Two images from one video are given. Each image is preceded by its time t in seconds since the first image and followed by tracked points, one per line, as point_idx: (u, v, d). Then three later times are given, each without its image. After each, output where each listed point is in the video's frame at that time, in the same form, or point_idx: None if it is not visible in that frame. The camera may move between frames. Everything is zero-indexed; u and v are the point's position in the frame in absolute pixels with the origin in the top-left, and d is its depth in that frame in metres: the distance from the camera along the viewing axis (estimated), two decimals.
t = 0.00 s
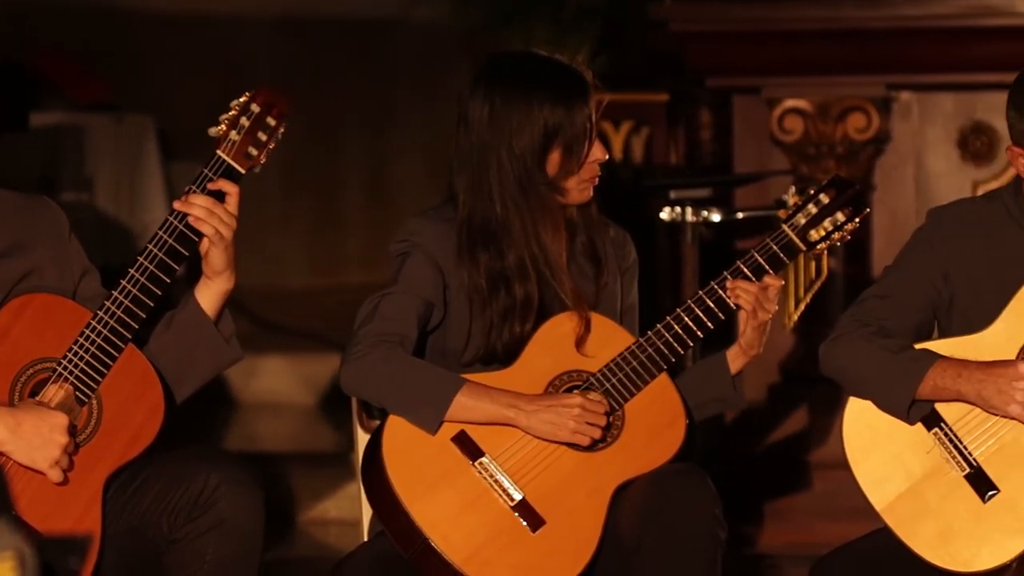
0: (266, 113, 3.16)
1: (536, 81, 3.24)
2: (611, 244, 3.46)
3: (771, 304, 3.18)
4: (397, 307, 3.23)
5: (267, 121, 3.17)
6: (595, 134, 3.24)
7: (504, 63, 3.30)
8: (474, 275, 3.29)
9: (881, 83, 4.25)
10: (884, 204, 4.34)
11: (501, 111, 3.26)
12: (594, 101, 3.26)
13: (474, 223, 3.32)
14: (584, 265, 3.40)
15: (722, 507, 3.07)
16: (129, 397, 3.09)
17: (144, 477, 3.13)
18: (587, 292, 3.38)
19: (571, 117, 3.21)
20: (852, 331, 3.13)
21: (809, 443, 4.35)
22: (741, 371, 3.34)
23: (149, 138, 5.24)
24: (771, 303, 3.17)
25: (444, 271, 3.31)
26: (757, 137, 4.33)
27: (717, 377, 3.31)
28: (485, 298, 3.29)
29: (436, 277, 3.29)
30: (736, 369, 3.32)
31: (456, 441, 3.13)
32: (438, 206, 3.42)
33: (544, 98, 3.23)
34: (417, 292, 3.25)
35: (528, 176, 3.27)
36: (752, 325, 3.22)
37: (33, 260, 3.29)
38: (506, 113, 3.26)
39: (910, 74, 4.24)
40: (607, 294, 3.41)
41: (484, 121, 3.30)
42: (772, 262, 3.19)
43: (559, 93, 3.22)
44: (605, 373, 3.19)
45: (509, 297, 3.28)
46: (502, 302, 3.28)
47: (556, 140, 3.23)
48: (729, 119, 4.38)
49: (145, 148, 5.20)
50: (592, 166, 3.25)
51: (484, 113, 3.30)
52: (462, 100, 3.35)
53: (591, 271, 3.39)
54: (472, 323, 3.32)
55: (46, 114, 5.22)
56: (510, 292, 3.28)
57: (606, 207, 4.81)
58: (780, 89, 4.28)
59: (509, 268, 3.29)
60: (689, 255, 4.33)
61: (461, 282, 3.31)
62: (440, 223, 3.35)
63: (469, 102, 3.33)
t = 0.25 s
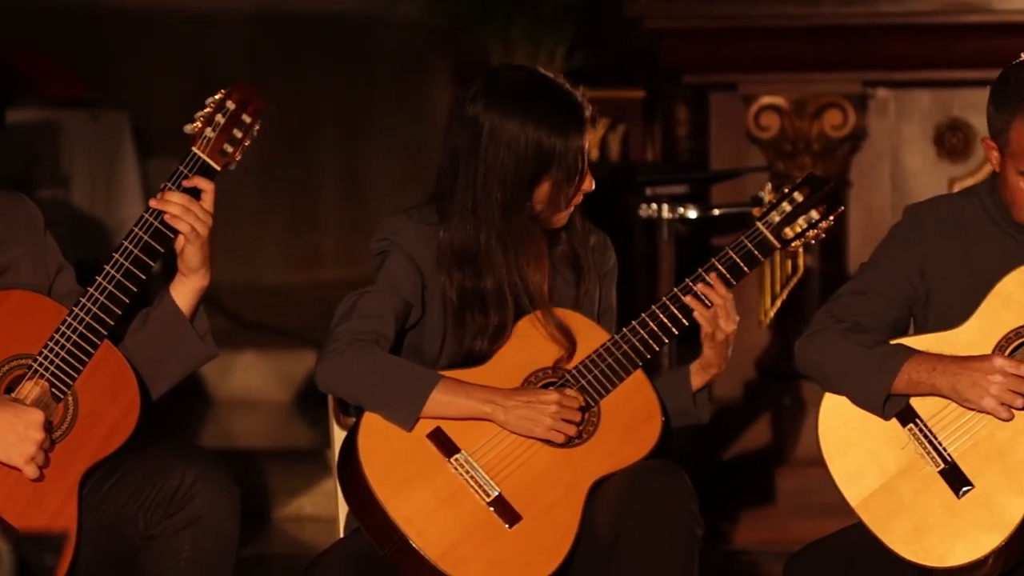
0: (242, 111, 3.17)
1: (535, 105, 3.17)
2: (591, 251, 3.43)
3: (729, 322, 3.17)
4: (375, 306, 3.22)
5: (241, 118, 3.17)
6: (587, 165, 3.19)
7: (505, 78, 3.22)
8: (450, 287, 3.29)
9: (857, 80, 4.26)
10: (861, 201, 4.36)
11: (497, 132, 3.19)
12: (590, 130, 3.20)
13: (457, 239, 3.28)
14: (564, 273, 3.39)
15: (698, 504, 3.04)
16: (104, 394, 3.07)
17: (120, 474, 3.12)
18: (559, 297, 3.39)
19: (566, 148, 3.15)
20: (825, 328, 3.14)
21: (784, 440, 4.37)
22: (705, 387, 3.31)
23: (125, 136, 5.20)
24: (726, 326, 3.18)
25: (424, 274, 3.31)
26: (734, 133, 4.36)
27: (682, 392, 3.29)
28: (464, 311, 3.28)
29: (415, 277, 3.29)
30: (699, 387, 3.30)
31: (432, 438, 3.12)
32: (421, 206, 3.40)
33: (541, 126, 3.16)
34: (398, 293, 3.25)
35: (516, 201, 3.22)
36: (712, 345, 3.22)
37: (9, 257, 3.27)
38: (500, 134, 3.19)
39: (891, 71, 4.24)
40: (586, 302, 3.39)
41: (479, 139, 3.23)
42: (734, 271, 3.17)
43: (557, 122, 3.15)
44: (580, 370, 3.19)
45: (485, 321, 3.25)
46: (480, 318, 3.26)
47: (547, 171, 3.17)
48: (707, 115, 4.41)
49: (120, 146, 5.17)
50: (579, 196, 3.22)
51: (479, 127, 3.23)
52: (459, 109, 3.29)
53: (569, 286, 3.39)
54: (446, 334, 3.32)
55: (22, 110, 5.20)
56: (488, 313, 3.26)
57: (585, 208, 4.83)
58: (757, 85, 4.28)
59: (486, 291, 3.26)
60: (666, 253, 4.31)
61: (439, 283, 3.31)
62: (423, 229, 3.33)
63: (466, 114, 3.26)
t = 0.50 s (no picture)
0: (215, 104, 3.16)
1: (540, 131, 3.13)
2: (569, 253, 3.42)
3: (696, 321, 3.16)
4: (351, 299, 3.21)
5: (215, 111, 3.16)
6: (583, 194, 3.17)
7: (511, 97, 3.17)
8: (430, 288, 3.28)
9: (831, 73, 4.24)
10: (834, 194, 4.38)
11: (499, 153, 3.15)
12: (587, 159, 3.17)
13: (446, 250, 3.26)
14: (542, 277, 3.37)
15: (672, 498, 3.04)
16: (78, 387, 3.05)
17: (95, 466, 3.10)
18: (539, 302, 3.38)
19: (566, 179, 3.12)
20: (797, 320, 3.14)
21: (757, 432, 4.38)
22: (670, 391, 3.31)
23: (99, 130, 5.21)
24: (693, 327, 3.16)
25: (401, 269, 3.31)
26: (708, 125, 4.37)
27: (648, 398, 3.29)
28: (445, 314, 3.27)
29: (392, 270, 3.28)
30: (666, 390, 3.29)
31: (404, 431, 3.12)
32: (403, 201, 3.38)
33: (545, 154, 3.12)
34: (374, 288, 3.24)
35: (512, 224, 3.19)
36: (684, 348, 3.19)
37: None
38: (503, 157, 3.15)
39: (865, 64, 4.24)
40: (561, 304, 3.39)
41: (479, 156, 3.18)
42: (692, 276, 3.18)
43: (560, 152, 3.12)
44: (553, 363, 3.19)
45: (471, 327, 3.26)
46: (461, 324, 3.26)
47: (546, 199, 3.15)
48: (679, 108, 4.41)
49: (93, 140, 5.15)
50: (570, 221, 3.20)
51: (481, 145, 3.18)
52: (459, 118, 3.23)
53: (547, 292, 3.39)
54: (421, 330, 3.33)
55: None
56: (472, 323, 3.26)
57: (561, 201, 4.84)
58: (732, 78, 4.27)
59: (472, 304, 3.25)
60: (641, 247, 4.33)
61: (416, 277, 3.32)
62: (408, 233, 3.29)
63: (466, 127, 3.20)
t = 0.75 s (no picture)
0: (189, 97, 3.16)
1: (516, 116, 3.14)
2: (547, 246, 3.40)
3: (663, 314, 3.17)
4: (329, 290, 3.20)
5: (189, 105, 3.16)
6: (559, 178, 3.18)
7: (487, 80, 3.19)
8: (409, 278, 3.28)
9: (807, 66, 4.26)
10: (810, 187, 4.38)
11: (477, 137, 3.16)
12: (563, 145, 3.19)
13: (427, 238, 3.26)
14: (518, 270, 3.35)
15: (647, 490, 3.01)
16: (52, 380, 3.04)
17: (71, 460, 3.09)
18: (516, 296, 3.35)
19: (542, 161, 3.13)
20: (774, 314, 3.13)
21: (732, 426, 4.39)
22: (634, 382, 3.30)
23: (75, 123, 5.11)
24: (658, 316, 3.17)
25: (380, 260, 3.30)
26: (683, 117, 4.38)
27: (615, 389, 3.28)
28: (423, 304, 3.26)
29: (370, 261, 3.27)
30: (629, 380, 3.28)
31: (381, 425, 3.11)
32: (381, 190, 3.37)
33: (521, 136, 3.14)
34: (353, 278, 3.23)
35: (489, 207, 3.20)
36: (647, 340, 3.23)
37: None
38: (480, 140, 3.16)
39: (841, 56, 4.24)
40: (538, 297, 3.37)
41: (456, 140, 3.20)
42: (668, 267, 3.18)
43: (535, 134, 3.13)
44: (529, 355, 3.17)
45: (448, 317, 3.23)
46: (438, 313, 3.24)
47: (522, 182, 3.16)
48: (655, 100, 4.42)
49: (69, 132, 5.08)
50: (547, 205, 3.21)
51: (458, 129, 3.19)
52: (437, 102, 3.25)
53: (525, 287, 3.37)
54: (401, 323, 3.31)
55: None
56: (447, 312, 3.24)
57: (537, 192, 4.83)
58: (707, 71, 4.28)
59: (450, 289, 3.24)
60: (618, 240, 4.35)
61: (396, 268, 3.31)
62: (388, 218, 3.30)
63: (444, 110, 3.22)
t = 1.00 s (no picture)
0: (167, 91, 3.13)
1: (480, 87, 3.18)
2: (525, 234, 3.39)
3: (638, 306, 3.18)
4: (305, 280, 3.18)
5: (167, 99, 3.13)
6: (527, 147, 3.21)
7: (447, 56, 3.23)
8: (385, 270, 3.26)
9: (783, 60, 4.27)
10: (786, 181, 4.38)
11: (443, 109, 3.20)
12: (530, 114, 3.22)
13: (402, 217, 3.26)
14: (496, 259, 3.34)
15: (624, 483, 3.00)
16: (30, 373, 3.03)
17: (47, 454, 3.07)
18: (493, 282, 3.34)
19: (508, 129, 3.17)
20: (753, 308, 3.13)
21: (710, 419, 4.40)
22: (603, 371, 3.32)
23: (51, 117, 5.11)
24: (634, 310, 3.17)
25: (356, 249, 3.28)
26: (659, 111, 4.37)
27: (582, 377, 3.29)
28: (397, 287, 3.25)
29: (347, 253, 3.25)
30: (599, 369, 3.30)
31: (360, 420, 3.09)
32: (355, 179, 3.37)
33: (485, 106, 3.17)
34: (329, 268, 3.21)
35: (459, 179, 3.22)
36: (619, 333, 3.23)
37: None
38: (446, 112, 3.19)
39: (818, 50, 4.24)
40: (514, 282, 3.36)
41: (422, 114, 3.23)
42: (644, 259, 3.18)
43: (498, 103, 3.17)
44: (506, 348, 3.16)
45: (422, 294, 3.24)
46: (412, 294, 3.24)
47: (489, 151, 3.19)
48: (631, 93, 4.42)
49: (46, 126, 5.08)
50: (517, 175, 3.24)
51: (423, 103, 3.23)
52: (400, 83, 3.28)
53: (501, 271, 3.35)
54: (379, 313, 3.29)
55: None
56: (422, 289, 3.24)
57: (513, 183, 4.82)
58: (683, 65, 4.28)
59: (427, 267, 3.25)
60: (593, 232, 4.38)
61: (373, 258, 3.29)
62: (362, 204, 3.30)
63: (407, 88, 3.25)
